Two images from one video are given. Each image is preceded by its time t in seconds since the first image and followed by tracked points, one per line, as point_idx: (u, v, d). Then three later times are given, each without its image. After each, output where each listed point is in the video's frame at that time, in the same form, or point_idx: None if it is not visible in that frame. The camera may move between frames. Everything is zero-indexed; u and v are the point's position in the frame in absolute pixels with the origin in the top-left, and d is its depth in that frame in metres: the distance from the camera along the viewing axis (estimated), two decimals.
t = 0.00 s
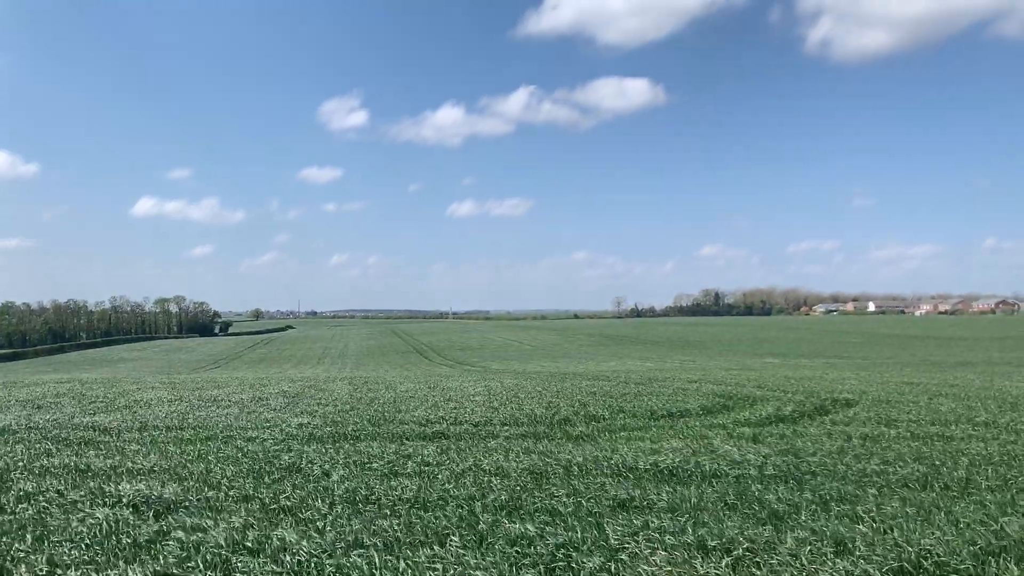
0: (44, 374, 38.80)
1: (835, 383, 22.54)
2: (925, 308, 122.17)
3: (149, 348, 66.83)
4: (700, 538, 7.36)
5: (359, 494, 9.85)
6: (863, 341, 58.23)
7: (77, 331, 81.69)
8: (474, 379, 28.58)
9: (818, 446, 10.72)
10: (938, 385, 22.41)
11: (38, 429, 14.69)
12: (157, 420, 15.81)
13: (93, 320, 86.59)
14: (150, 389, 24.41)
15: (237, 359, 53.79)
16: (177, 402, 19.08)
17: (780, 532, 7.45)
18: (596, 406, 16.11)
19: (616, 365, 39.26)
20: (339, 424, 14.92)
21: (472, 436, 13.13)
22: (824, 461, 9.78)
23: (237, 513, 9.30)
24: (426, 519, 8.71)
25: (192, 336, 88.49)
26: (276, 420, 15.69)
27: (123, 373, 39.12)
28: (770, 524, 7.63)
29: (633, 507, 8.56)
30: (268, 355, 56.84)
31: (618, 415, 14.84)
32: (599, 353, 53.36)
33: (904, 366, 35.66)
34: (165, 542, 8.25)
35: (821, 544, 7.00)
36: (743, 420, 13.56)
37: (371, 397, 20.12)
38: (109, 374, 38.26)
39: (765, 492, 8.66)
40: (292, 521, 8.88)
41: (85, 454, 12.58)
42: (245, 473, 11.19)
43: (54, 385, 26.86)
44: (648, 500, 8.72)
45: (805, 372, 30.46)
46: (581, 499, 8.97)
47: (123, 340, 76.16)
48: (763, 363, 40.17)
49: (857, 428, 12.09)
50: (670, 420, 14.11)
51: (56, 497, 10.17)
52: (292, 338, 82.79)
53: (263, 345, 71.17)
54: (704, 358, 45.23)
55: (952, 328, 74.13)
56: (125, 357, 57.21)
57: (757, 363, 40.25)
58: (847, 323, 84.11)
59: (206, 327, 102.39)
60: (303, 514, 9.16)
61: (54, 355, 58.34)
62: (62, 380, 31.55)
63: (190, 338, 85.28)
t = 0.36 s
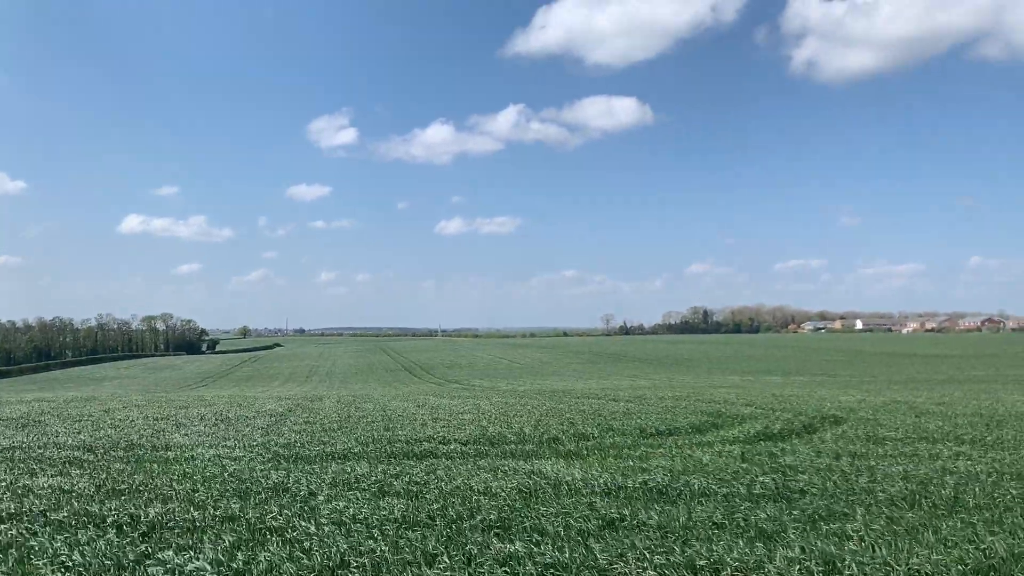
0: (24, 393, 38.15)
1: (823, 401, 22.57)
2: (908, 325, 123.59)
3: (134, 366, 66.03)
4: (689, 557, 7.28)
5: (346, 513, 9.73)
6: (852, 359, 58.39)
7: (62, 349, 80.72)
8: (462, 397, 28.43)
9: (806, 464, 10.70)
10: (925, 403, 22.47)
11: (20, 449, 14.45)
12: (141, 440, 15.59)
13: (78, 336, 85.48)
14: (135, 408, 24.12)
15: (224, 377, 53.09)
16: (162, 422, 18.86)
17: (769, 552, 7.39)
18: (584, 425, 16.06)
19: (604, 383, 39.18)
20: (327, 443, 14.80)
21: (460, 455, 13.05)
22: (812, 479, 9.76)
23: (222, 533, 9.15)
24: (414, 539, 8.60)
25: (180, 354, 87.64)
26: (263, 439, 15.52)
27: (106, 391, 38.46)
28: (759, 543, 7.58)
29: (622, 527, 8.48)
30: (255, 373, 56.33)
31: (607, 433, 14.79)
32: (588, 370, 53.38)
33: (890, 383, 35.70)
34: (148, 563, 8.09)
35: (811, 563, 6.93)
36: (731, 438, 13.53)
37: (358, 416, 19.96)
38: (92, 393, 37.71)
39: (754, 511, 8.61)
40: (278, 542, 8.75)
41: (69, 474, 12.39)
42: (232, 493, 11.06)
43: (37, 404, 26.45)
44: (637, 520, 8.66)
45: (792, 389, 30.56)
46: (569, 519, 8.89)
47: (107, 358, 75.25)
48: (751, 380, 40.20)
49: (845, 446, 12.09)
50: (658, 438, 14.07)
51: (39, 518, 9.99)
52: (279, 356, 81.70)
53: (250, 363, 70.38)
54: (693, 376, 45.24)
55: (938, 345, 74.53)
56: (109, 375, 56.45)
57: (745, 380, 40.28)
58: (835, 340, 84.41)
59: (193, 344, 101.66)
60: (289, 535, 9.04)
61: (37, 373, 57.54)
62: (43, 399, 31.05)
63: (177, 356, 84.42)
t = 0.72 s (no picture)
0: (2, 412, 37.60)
1: (811, 418, 22.59)
2: (898, 342, 123.78)
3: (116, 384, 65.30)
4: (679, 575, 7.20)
5: (334, 532, 9.61)
6: (840, 375, 58.33)
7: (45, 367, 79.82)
8: (450, 414, 28.29)
9: (795, 482, 10.66)
10: (911, 420, 22.52)
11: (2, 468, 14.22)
12: (126, 458, 15.39)
13: (63, 353, 84.76)
14: (119, 426, 23.84)
15: (210, 394, 52.60)
16: (147, 439, 18.64)
17: (758, 570, 7.33)
18: (573, 442, 15.99)
19: (593, 400, 39.17)
20: (314, 461, 14.66)
21: (448, 473, 12.95)
22: (801, 497, 9.73)
23: (207, 552, 9.01)
24: (401, 558, 8.48)
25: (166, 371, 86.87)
26: (250, 457, 15.36)
27: (89, 409, 37.94)
28: (749, 561, 7.52)
29: (611, 545, 8.40)
30: (241, 391, 55.87)
31: (596, 450, 14.73)
32: (576, 387, 53.37)
33: (878, 400, 35.71)
34: None
35: None
36: (720, 455, 13.49)
37: (346, 433, 19.80)
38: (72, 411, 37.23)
39: (744, 529, 8.55)
40: (264, 561, 8.61)
41: (52, 493, 12.20)
42: (218, 511, 10.91)
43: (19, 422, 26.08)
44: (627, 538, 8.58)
45: (780, 406, 30.65)
46: (558, 537, 8.80)
47: (90, 376, 74.45)
48: (739, 397, 40.30)
49: (832, 463, 12.08)
50: (647, 455, 14.02)
51: (20, 537, 9.81)
52: (267, 373, 81.18)
53: (237, 381, 69.57)
54: (681, 393, 45.30)
55: (926, 362, 74.90)
56: (92, 393, 55.77)
57: (733, 397, 40.37)
58: (823, 357, 84.29)
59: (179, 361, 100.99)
60: (275, 554, 8.90)
61: (18, 391, 56.76)
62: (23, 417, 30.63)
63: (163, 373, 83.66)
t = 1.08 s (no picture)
0: None
1: (797, 436, 22.62)
2: (880, 359, 124.53)
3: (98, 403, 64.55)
4: None
5: (318, 552, 9.46)
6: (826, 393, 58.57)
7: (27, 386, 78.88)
8: (436, 433, 28.14)
9: (782, 500, 10.61)
10: (897, 438, 22.59)
11: None
12: (107, 478, 15.17)
13: (45, 372, 83.94)
14: (101, 445, 23.53)
15: (194, 413, 52.14)
16: (129, 459, 18.38)
17: None
18: (559, 460, 15.91)
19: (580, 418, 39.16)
20: (300, 480, 14.50)
21: (434, 492, 12.83)
22: (788, 515, 9.68)
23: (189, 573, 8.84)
24: None
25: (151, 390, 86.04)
26: (234, 476, 15.18)
27: (68, 429, 37.20)
28: None
29: (597, 565, 8.30)
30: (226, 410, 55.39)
31: (583, 469, 14.64)
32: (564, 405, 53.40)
33: (861, 419, 35.73)
34: None
35: None
36: (707, 474, 13.43)
37: (331, 452, 19.62)
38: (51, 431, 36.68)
39: (732, 548, 8.46)
40: None
41: (32, 513, 11.99)
42: (201, 532, 10.74)
43: None
44: (613, 557, 8.49)
45: (764, 424, 30.73)
46: (545, 557, 8.69)
47: (71, 395, 73.65)
48: (724, 415, 40.42)
49: (819, 481, 12.06)
50: (634, 474, 13.95)
51: None
52: (253, 391, 80.56)
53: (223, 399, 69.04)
54: (667, 411, 45.35)
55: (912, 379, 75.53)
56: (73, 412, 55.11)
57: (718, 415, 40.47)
58: (806, 375, 84.46)
59: (162, 379, 100.18)
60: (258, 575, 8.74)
61: None
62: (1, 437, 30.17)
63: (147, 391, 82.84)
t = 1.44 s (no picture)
0: None
1: (784, 454, 22.62)
2: (869, 374, 125.05)
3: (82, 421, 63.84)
4: None
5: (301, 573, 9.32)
6: (814, 410, 58.74)
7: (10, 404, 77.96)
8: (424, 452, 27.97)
9: (768, 519, 10.57)
10: (884, 456, 22.62)
11: None
12: (88, 498, 14.95)
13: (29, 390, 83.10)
14: (84, 465, 23.22)
15: (180, 431, 51.60)
16: (111, 479, 18.13)
17: None
18: (546, 479, 15.82)
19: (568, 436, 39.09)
20: (285, 500, 14.35)
21: (419, 512, 12.71)
22: (774, 534, 9.63)
23: None
24: None
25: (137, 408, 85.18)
26: (218, 496, 15.00)
27: (48, 449, 36.59)
28: None
29: None
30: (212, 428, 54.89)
31: (569, 488, 14.56)
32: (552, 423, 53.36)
33: (847, 436, 35.87)
34: None
35: None
36: (693, 492, 13.38)
37: (316, 471, 19.43)
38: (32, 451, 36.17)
39: (717, 568, 8.39)
40: None
41: (10, 535, 11.78)
42: (183, 553, 10.57)
43: None
44: None
45: (751, 442, 30.80)
46: None
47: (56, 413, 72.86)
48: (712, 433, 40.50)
49: (805, 500, 12.03)
50: (620, 493, 13.88)
51: None
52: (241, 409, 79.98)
53: (210, 417, 68.48)
54: (655, 429, 45.37)
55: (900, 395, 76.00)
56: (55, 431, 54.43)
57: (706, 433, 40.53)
58: (793, 392, 84.66)
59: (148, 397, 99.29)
60: None
61: None
62: None
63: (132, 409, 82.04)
